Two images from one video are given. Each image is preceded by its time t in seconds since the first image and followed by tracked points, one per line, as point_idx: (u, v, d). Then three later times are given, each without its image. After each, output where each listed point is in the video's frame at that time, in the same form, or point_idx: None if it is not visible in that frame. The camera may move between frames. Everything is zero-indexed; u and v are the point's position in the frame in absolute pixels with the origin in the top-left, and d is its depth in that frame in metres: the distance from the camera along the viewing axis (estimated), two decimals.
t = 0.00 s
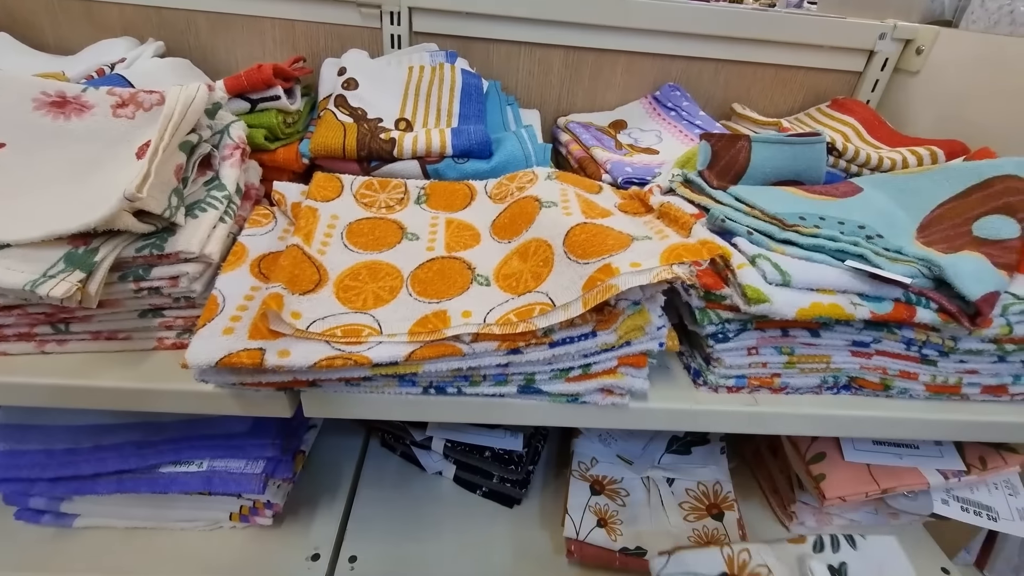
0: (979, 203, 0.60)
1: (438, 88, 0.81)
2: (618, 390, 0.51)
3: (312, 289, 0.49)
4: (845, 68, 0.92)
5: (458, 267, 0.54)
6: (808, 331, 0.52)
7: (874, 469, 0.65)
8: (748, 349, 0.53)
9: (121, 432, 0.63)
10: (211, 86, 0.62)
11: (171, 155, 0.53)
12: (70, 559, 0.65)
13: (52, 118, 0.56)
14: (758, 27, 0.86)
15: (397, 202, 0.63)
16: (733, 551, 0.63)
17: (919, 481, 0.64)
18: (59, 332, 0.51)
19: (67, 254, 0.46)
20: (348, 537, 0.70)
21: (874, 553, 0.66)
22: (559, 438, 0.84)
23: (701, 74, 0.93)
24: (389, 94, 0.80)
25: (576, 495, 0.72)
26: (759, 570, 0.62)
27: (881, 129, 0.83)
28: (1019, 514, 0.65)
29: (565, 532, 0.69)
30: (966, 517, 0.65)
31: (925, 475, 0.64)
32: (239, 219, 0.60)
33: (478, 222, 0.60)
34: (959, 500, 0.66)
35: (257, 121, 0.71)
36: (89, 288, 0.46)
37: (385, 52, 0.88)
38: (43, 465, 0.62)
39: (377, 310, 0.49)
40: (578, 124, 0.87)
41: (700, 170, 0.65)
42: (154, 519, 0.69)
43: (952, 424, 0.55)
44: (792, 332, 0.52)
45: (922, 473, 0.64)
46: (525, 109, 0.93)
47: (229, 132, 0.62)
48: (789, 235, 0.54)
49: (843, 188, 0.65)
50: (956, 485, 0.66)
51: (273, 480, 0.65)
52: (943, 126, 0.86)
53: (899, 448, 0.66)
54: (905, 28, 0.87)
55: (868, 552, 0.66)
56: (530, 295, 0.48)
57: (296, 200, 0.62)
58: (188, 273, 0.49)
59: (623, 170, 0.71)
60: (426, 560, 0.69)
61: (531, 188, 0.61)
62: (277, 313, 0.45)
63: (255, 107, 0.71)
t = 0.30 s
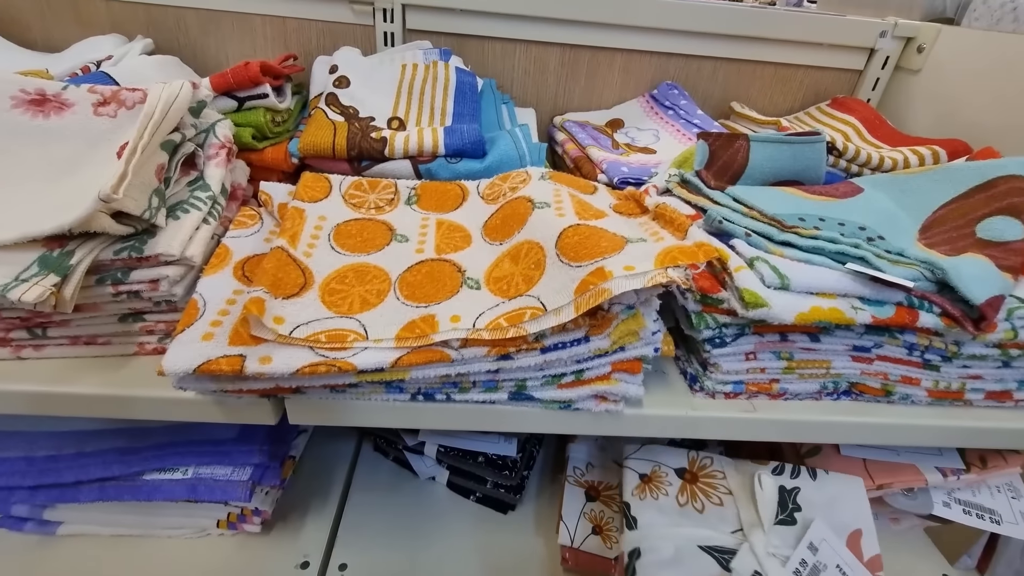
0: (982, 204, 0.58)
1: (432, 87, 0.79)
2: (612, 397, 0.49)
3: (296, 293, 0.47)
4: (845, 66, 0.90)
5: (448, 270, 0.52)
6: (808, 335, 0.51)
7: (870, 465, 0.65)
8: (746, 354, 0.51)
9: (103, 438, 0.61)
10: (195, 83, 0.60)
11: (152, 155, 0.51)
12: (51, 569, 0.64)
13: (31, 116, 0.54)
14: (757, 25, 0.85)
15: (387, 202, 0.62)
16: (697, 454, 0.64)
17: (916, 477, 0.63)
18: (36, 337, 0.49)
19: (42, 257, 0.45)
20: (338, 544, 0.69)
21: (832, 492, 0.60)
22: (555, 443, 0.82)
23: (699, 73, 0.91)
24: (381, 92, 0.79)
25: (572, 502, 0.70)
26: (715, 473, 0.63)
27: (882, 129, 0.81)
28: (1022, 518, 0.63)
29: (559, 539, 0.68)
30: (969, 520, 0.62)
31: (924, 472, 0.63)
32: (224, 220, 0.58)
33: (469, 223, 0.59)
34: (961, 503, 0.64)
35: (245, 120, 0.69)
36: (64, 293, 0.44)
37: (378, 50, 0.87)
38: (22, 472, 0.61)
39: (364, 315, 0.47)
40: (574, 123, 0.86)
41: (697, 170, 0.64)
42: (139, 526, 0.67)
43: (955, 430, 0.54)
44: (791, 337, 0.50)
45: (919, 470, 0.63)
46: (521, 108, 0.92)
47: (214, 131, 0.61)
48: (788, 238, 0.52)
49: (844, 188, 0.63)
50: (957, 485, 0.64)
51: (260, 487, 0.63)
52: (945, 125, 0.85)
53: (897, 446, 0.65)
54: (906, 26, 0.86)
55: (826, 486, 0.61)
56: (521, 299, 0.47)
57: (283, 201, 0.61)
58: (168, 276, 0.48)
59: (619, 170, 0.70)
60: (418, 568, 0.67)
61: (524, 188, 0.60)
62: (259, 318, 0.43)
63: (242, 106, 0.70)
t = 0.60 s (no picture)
0: (990, 206, 0.57)
1: (426, 85, 0.77)
2: (610, 406, 0.48)
3: (282, 299, 0.46)
4: (848, 64, 0.89)
5: (440, 274, 0.51)
6: (811, 342, 0.49)
7: (859, 477, 0.62)
8: (747, 361, 0.50)
9: (89, 446, 0.60)
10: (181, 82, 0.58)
11: (135, 156, 0.50)
12: None
13: (10, 116, 0.52)
14: (759, 22, 0.83)
15: (378, 204, 0.60)
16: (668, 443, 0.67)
17: (910, 492, 0.60)
18: (15, 344, 0.48)
19: (18, 263, 0.43)
20: (331, 554, 0.67)
21: (793, 512, 0.59)
22: (551, 449, 0.81)
23: (699, 70, 0.90)
24: (375, 91, 0.77)
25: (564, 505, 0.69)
26: (677, 463, 0.65)
27: (886, 128, 0.80)
28: None
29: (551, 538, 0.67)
30: (973, 532, 0.61)
31: (916, 485, 0.60)
32: (210, 223, 0.57)
33: (463, 226, 0.57)
34: (965, 513, 0.62)
35: (234, 120, 0.68)
36: (41, 300, 0.43)
37: (372, 48, 0.85)
38: (6, 482, 0.60)
39: (352, 322, 0.46)
40: (572, 122, 0.84)
41: (697, 171, 0.62)
42: (127, 535, 0.65)
43: (962, 438, 0.52)
44: (794, 343, 0.49)
45: (912, 483, 0.60)
46: (518, 106, 0.90)
47: (201, 131, 0.59)
48: (790, 241, 0.51)
49: (848, 189, 0.62)
50: (961, 496, 0.62)
51: (249, 496, 0.61)
52: (949, 124, 0.83)
53: (891, 456, 0.62)
54: (910, 23, 0.84)
55: (789, 503, 0.60)
56: (515, 306, 0.45)
57: (272, 202, 0.59)
58: (150, 282, 0.47)
59: (617, 170, 0.68)
60: None
61: (519, 189, 0.58)
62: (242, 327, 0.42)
63: (231, 105, 0.68)
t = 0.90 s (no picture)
0: (1007, 209, 0.56)
1: (428, 85, 0.76)
2: (618, 416, 0.47)
3: (281, 307, 0.45)
4: (856, 63, 0.87)
5: (443, 280, 0.49)
6: (824, 350, 0.48)
7: (874, 490, 0.61)
8: (759, 370, 0.48)
9: (85, 455, 0.59)
10: (178, 83, 0.57)
11: (130, 159, 0.48)
12: None
13: (2, 118, 0.50)
14: (768, 21, 0.81)
15: (380, 207, 0.59)
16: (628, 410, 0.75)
17: (925, 505, 0.59)
18: (8, 352, 0.48)
19: (9, 270, 0.42)
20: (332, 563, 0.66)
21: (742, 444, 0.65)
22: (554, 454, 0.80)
23: (705, 70, 0.88)
24: (376, 91, 0.76)
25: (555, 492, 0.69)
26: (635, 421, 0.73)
27: (896, 128, 0.78)
28: None
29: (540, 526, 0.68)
30: (986, 542, 0.60)
31: (933, 498, 0.59)
32: (209, 227, 0.56)
33: (467, 230, 0.56)
34: (979, 523, 0.61)
35: (232, 121, 0.66)
36: (33, 308, 0.42)
37: (373, 47, 0.84)
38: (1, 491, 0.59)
39: (353, 330, 0.44)
40: (576, 122, 0.83)
41: (706, 173, 0.61)
42: (124, 544, 0.63)
43: (979, 449, 0.51)
44: (807, 352, 0.48)
45: (928, 495, 0.59)
46: (521, 106, 0.89)
47: (200, 132, 0.58)
48: (802, 246, 0.50)
49: (859, 191, 0.60)
50: (975, 507, 0.62)
51: (249, 505, 0.60)
52: (959, 125, 0.82)
53: (905, 467, 0.60)
54: (920, 22, 0.82)
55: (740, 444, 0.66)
56: (521, 314, 0.44)
57: (271, 205, 0.58)
58: (145, 289, 0.46)
59: (623, 172, 0.67)
60: None
61: (524, 192, 0.57)
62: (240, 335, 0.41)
63: (229, 106, 0.67)
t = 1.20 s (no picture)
0: (1015, 206, 0.55)
1: (425, 79, 0.75)
2: (616, 417, 0.46)
3: (271, 306, 0.44)
4: (860, 57, 0.86)
5: (438, 279, 0.48)
6: (828, 350, 0.47)
7: (877, 493, 0.60)
8: (760, 370, 0.47)
9: (77, 455, 0.58)
10: (167, 76, 0.55)
11: (118, 155, 0.47)
12: None
13: None
14: (771, 14, 0.80)
15: (375, 203, 0.58)
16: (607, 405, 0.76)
17: (928, 507, 0.58)
18: None
19: None
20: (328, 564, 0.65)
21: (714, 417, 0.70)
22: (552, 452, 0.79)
23: (707, 63, 0.87)
24: (372, 85, 0.75)
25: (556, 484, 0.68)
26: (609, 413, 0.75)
27: (900, 123, 0.77)
28: None
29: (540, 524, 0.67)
30: (990, 544, 0.59)
31: (936, 500, 0.58)
32: (200, 223, 0.55)
33: (463, 227, 0.55)
34: (982, 524, 0.61)
35: (225, 115, 0.65)
36: (17, 308, 0.41)
37: (370, 40, 0.82)
38: None
39: (345, 330, 0.43)
40: (575, 117, 0.81)
41: (706, 168, 0.60)
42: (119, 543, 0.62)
43: (985, 450, 0.50)
44: (810, 352, 0.47)
45: (931, 497, 0.58)
46: (519, 100, 0.87)
47: (191, 127, 0.57)
48: (805, 243, 0.49)
49: (863, 187, 0.59)
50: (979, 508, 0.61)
51: (242, 505, 0.59)
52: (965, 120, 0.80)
53: (908, 468, 0.60)
54: (925, 14, 0.81)
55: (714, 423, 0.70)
56: (517, 313, 0.43)
57: (263, 202, 0.57)
58: (133, 287, 0.45)
59: (622, 168, 0.66)
60: None
61: (521, 188, 0.56)
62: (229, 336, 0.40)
63: (222, 100, 0.66)
